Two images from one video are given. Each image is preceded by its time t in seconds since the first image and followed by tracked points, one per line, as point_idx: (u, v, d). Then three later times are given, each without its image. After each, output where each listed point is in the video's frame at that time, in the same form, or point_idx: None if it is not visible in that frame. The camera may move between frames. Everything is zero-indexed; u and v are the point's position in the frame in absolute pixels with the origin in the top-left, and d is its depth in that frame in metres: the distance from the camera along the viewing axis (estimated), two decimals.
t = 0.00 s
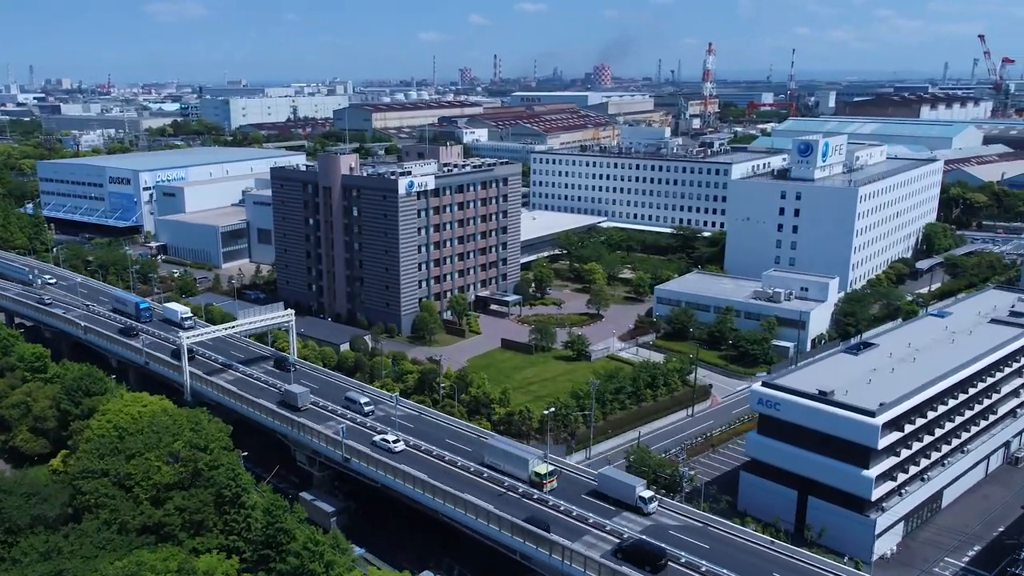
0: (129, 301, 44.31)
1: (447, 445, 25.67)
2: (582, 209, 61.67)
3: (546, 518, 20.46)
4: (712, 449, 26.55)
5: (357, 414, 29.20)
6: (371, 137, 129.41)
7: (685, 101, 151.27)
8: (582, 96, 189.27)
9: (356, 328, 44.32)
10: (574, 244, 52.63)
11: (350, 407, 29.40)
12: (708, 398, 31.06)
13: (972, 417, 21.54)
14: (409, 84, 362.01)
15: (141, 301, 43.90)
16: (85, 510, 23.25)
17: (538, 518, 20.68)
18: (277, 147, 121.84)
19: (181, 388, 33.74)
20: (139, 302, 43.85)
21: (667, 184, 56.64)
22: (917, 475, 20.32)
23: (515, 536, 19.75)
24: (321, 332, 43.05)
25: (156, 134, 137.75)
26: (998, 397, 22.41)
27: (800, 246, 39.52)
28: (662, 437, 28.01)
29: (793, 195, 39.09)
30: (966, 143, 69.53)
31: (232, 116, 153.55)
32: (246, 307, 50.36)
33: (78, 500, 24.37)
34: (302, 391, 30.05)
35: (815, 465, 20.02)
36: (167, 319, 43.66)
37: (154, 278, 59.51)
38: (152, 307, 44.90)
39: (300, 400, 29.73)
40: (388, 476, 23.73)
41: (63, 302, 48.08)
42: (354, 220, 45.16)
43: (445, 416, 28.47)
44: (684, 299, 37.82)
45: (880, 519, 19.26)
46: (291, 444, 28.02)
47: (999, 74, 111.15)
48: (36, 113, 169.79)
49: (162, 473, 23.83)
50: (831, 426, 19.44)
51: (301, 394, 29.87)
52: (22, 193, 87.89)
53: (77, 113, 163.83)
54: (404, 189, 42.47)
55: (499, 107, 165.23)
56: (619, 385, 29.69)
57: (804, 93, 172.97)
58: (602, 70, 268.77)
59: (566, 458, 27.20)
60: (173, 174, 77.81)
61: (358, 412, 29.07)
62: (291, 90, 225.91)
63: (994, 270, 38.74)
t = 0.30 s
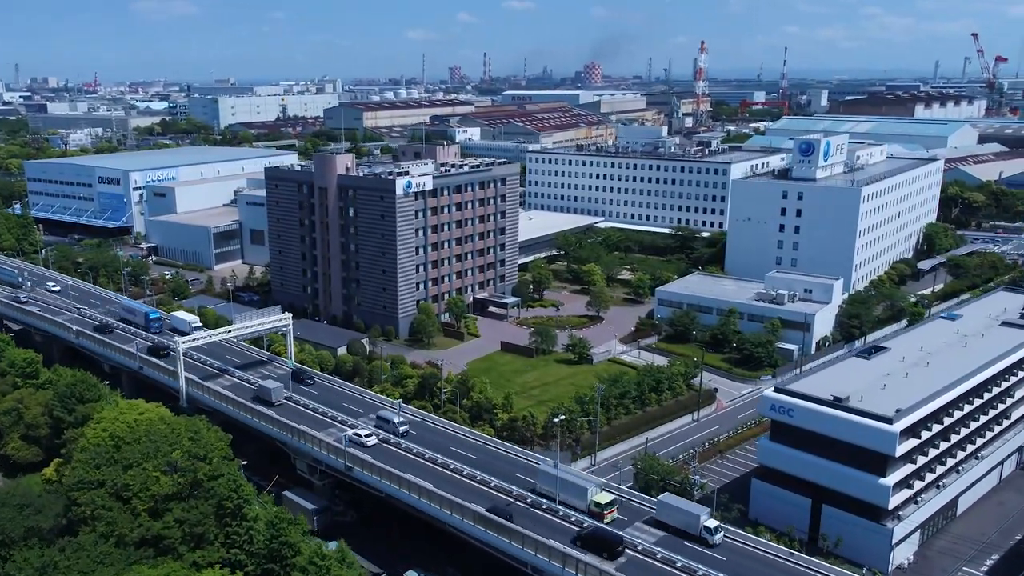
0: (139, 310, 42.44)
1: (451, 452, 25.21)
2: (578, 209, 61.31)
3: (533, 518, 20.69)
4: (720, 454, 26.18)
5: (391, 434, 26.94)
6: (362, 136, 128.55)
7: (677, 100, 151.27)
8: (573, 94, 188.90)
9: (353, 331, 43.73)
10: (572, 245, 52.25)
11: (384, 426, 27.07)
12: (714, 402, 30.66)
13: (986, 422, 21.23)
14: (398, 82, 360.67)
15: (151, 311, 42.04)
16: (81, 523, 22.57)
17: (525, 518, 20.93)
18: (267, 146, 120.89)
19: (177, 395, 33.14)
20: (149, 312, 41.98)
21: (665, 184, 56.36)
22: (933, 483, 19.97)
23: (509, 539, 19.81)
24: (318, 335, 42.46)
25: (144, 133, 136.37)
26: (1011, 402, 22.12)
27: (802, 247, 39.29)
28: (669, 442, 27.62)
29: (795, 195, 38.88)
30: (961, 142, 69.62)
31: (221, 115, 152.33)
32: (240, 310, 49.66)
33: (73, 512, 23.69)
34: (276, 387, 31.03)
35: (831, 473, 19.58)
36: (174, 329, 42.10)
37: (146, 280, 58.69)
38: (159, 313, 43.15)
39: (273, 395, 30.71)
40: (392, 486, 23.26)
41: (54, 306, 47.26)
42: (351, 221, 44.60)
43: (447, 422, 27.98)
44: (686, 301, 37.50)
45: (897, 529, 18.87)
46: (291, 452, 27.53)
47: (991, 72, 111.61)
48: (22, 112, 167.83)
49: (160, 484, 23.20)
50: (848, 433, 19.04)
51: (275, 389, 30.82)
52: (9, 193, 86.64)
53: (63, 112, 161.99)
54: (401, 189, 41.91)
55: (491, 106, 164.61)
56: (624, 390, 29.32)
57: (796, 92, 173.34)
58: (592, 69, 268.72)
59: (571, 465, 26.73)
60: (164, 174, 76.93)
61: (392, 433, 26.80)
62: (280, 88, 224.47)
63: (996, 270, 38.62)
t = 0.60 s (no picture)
0: (150, 320, 40.52)
1: (456, 460, 24.75)
2: (575, 209, 60.92)
3: (493, 506, 21.44)
4: (728, 460, 25.82)
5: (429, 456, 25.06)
6: (353, 134, 127.69)
7: (669, 99, 151.21)
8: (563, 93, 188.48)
9: (349, 334, 43.17)
10: (570, 246, 51.83)
11: (422, 448, 25.15)
12: (719, 406, 30.31)
13: (1001, 428, 20.94)
14: (387, 81, 359.68)
15: (162, 321, 40.08)
16: (78, 537, 21.93)
17: (485, 507, 21.70)
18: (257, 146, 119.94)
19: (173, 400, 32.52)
20: (160, 322, 40.02)
21: (662, 184, 56.05)
22: (949, 490, 19.65)
23: (506, 545, 19.61)
24: (314, 338, 41.87)
25: (132, 133, 134.96)
26: None
27: (803, 247, 39.05)
28: (676, 448, 27.24)
29: (796, 195, 38.65)
30: (956, 141, 69.69)
31: (210, 114, 151.11)
32: (234, 312, 48.94)
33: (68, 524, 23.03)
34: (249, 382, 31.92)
35: (847, 481, 19.21)
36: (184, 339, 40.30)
37: (137, 283, 57.83)
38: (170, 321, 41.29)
39: (247, 391, 31.63)
40: (397, 496, 22.74)
41: (44, 309, 46.41)
42: (347, 222, 44.06)
43: (450, 429, 27.50)
44: (688, 303, 37.17)
45: (915, 538, 18.53)
46: (290, 460, 26.97)
47: (984, 71, 112.03)
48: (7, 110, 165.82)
49: (160, 496, 22.59)
50: (865, 440, 18.69)
51: (248, 385, 31.72)
52: None
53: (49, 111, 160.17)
54: (399, 190, 41.43)
55: (482, 104, 164.00)
56: (630, 394, 28.93)
57: (787, 91, 173.73)
58: (582, 67, 268.60)
59: (577, 472, 26.29)
60: (154, 174, 75.98)
61: (432, 455, 24.92)
62: (269, 87, 223.09)
63: (998, 271, 38.50)
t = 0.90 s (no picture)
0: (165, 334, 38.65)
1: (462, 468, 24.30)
2: (571, 209, 60.55)
3: (471, 502, 21.96)
4: (737, 465, 25.39)
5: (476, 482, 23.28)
6: (343, 133, 126.88)
7: (660, 97, 151.14)
8: (553, 92, 188.11)
9: (346, 337, 42.61)
10: (568, 247, 51.44)
11: (471, 474, 23.39)
12: (726, 409, 29.92)
13: (1017, 433, 20.67)
14: (376, 79, 358.20)
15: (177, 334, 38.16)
16: (75, 550, 21.32)
17: (463, 504, 22.16)
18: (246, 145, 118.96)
19: (169, 406, 31.88)
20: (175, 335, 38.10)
21: (659, 184, 55.75)
22: (967, 498, 19.37)
23: (518, 558, 19.15)
24: (311, 341, 41.29)
25: (119, 132, 133.61)
26: None
27: (805, 248, 38.83)
28: (683, 454, 26.86)
29: (798, 196, 38.44)
30: (951, 140, 69.78)
31: (198, 113, 149.87)
32: (229, 315, 48.27)
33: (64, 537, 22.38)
34: (223, 378, 32.44)
35: (864, 489, 18.87)
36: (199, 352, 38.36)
37: (128, 285, 56.99)
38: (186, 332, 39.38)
39: (222, 386, 32.16)
40: (402, 506, 22.24)
41: (34, 312, 45.59)
42: (344, 223, 43.50)
43: (455, 436, 27.00)
44: (690, 305, 36.85)
45: (934, 547, 18.21)
46: (291, 468, 26.41)
47: (975, 69, 112.52)
48: None
49: (159, 508, 22.00)
50: (883, 447, 18.38)
51: (222, 380, 32.24)
52: None
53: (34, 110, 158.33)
54: (397, 190, 40.92)
55: (473, 103, 163.43)
56: (635, 399, 28.55)
57: (778, 89, 174.09)
58: (572, 66, 268.52)
59: (583, 479, 25.88)
60: (144, 174, 75.00)
61: (480, 481, 23.13)
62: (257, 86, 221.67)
63: (1000, 271, 38.40)
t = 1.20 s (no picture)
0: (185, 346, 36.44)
1: (469, 476, 23.88)
2: (567, 209, 60.17)
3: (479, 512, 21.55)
4: (746, 470, 25.03)
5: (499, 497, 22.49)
6: (334, 131, 125.95)
7: (652, 96, 150.93)
8: (544, 90, 187.56)
9: (344, 340, 42.09)
10: (566, 247, 51.05)
11: (525, 501, 21.76)
12: (732, 413, 29.57)
13: None
14: (365, 77, 356.48)
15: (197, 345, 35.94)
16: (72, 564, 20.75)
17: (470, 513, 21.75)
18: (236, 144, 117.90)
19: (166, 412, 31.29)
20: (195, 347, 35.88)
21: (657, 183, 55.47)
22: (984, 505, 19.14)
23: (530, 571, 18.73)
24: (309, 344, 40.75)
25: (106, 131, 132.13)
26: None
27: (807, 248, 38.61)
28: (690, 459, 26.51)
29: (800, 195, 38.21)
30: (946, 138, 69.85)
31: (186, 111, 148.44)
32: (223, 318, 47.62)
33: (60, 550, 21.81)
34: (196, 373, 33.20)
35: (883, 498, 18.53)
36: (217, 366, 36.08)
37: (120, 287, 56.17)
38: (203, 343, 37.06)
39: (196, 381, 32.93)
40: (409, 517, 21.78)
41: (26, 315, 44.86)
42: (341, 224, 42.97)
43: (460, 443, 26.56)
44: (692, 307, 36.55)
45: (954, 557, 17.92)
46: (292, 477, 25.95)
47: (967, 68, 112.80)
48: None
49: (160, 521, 21.49)
50: (902, 455, 18.08)
51: (196, 375, 33.02)
52: None
53: (19, 108, 156.33)
54: (394, 190, 40.44)
55: (463, 101, 162.58)
56: (641, 403, 28.17)
57: (769, 88, 174.23)
58: (561, 64, 268.31)
59: (590, 486, 25.49)
60: (134, 173, 74.02)
61: (536, 510, 21.52)
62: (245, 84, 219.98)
63: (1002, 271, 38.32)
